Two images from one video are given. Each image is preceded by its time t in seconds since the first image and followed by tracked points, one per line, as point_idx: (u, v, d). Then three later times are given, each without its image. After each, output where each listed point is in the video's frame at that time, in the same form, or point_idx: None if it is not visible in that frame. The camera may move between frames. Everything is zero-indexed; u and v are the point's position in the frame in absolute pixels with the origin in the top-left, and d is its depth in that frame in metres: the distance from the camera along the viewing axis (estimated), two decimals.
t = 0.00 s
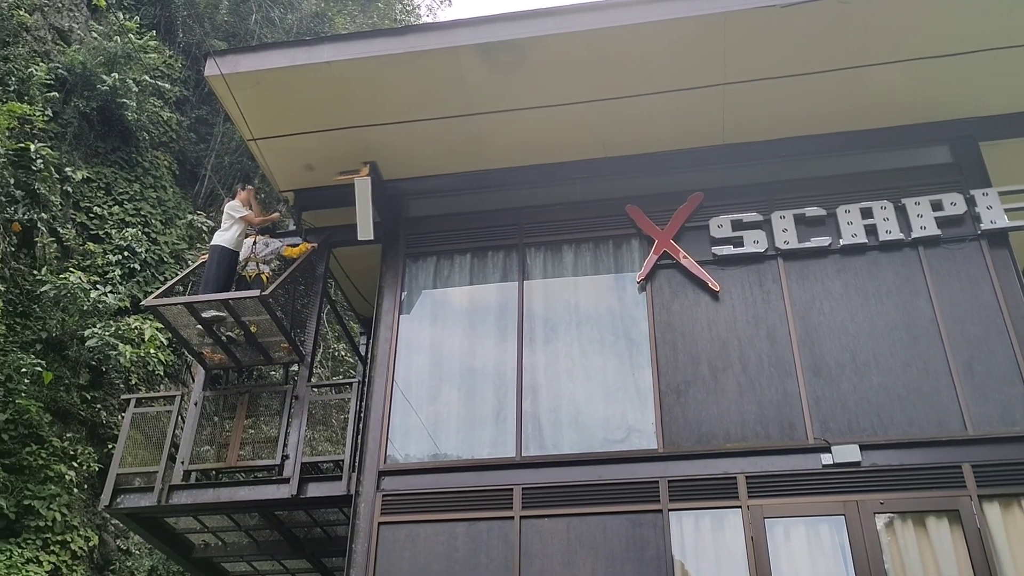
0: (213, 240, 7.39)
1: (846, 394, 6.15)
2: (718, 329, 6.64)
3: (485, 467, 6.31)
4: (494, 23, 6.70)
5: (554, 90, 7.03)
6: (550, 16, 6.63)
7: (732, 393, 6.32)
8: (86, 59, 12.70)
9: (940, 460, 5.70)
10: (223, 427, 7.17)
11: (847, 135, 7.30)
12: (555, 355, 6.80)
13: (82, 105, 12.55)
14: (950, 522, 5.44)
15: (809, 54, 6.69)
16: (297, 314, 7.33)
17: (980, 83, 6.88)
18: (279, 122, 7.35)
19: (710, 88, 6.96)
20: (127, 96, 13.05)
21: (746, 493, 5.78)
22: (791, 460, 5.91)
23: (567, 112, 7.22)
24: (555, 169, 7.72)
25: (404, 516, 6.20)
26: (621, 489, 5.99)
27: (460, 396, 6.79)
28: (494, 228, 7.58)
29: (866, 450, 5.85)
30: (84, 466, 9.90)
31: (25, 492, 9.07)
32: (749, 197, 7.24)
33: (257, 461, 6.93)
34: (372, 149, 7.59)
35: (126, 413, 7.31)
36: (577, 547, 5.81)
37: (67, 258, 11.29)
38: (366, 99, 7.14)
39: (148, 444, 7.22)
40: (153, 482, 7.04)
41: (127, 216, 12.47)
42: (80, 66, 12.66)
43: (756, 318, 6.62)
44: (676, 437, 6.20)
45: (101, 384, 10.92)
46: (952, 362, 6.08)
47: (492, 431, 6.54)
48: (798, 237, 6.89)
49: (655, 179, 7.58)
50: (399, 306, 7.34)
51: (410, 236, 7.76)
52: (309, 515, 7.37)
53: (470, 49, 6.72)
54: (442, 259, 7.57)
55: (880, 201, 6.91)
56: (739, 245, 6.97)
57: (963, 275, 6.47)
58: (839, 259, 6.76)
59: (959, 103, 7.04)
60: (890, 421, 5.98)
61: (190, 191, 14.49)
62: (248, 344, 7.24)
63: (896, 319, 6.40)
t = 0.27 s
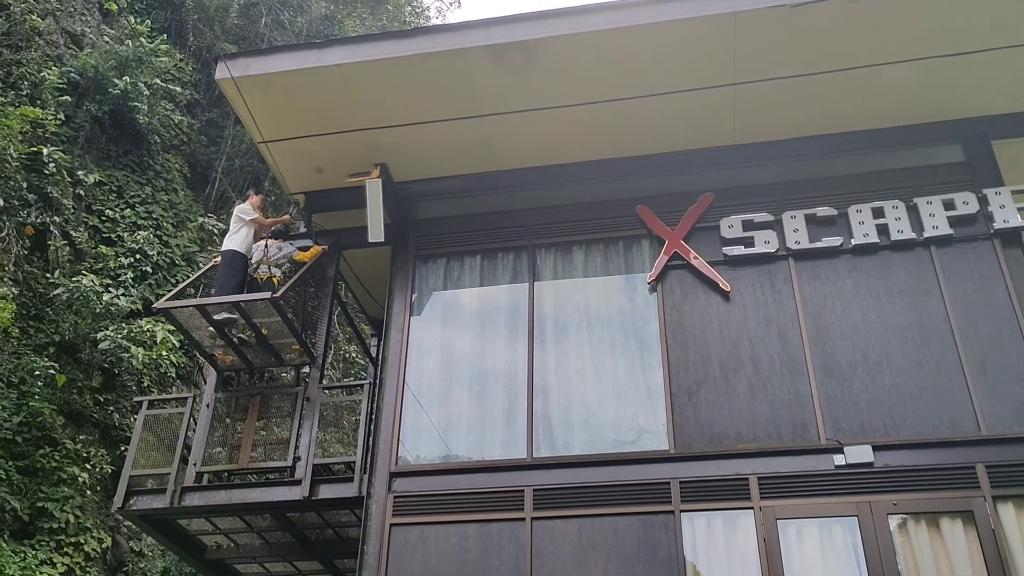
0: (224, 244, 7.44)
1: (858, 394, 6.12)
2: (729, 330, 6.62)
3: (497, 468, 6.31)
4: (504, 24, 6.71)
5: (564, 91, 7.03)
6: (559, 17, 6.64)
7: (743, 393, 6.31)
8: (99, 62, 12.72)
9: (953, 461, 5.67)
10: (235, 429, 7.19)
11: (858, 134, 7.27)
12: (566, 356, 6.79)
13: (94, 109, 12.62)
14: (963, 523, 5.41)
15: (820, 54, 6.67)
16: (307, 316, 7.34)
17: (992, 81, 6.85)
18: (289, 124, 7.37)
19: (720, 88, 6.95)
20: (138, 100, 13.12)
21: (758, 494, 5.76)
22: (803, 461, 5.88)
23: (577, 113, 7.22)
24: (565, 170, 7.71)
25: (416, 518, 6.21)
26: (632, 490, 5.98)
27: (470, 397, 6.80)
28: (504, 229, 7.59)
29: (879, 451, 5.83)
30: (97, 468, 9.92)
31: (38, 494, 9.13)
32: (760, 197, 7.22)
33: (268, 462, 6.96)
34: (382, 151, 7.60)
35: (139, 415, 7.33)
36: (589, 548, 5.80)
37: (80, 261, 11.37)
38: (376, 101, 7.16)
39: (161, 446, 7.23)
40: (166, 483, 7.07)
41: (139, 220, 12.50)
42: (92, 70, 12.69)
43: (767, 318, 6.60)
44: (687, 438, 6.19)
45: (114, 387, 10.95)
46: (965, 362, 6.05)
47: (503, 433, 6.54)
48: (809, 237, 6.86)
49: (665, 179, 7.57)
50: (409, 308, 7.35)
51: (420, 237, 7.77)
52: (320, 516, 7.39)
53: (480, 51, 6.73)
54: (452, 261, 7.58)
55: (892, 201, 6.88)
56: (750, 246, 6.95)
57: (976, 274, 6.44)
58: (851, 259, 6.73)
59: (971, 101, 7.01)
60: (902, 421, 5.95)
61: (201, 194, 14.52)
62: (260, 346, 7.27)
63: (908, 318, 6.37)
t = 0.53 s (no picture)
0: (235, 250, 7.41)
1: (866, 400, 6.11)
2: (737, 334, 6.61)
3: (504, 472, 6.31)
4: (512, 28, 6.72)
5: (571, 95, 7.04)
6: (568, 21, 6.64)
7: (751, 398, 6.29)
8: (108, 67, 12.75)
9: (961, 466, 5.65)
10: (242, 432, 7.20)
11: (866, 139, 7.26)
12: (573, 360, 6.79)
13: (103, 113, 12.67)
14: (972, 529, 5.39)
15: (828, 58, 6.66)
16: (315, 320, 7.35)
17: (1001, 86, 6.83)
18: (297, 128, 7.39)
19: (728, 92, 6.95)
20: (148, 103, 13.14)
21: (765, 500, 5.75)
22: (811, 466, 5.87)
23: (584, 117, 7.22)
24: (572, 174, 7.72)
25: (422, 521, 6.21)
26: (639, 495, 5.97)
27: (477, 401, 6.79)
28: (511, 233, 7.59)
29: (887, 457, 5.81)
30: (104, 471, 9.88)
31: (46, 496, 9.18)
32: (767, 201, 7.21)
33: (275, 466, 6.96)
34: (389, 155, 7.61)
35: (146, 418, 7.34)
36: (595, 553, 5.79)
37: (88, 264, 11.38)
38: (384, 105, 7.17)
39: (168, 448, 7.24)
40: (173, 486, 7.09)
41: (147, 223, 12.53)
42: (101, 74, 12.69)
43: (775, 323, 6.59)
44: (694, 442, 6.18)
45: (121, 390, 10.96)
46: (974, 368, 6.03)
47: (510, 437, 6.53)
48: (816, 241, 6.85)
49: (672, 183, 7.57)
50: (416, 311, 7.35)
51: (427, 241, 7.78)
52: (327, 520, 7.39)
53: (488, 55, 6.74)
54: (459, 264, 7.58)
55: (900, 206, 6.87)
56: (757, 250, 6.94)
57: (984, 279, 6.42)
58: (859, 263, 6.71)
59: (980, 106, 6.99)
60: (911, 427, 5.93)
61: (209, 197, 14.53)
62: (267, 349, 7.29)
63: (916, 323, 6.35)
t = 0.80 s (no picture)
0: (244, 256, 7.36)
1: (870, 409, 6.10)
2: (740, 342, 6.61)
3: (507, 479, 6.30)
4: (517, 35, 6.73)
5: (576, 102, 7.05)
6: (574, 28, 6.66)
7: (754, 406, 6.29)
8: (114, 71, 12.80)
9: (965, 477, 5.64)
10: (244, 437, 7.20)
11: (870, 148, 7.26)
12: (576, 367, 6.78)
13: (108, 117, 12.69)
14: (975, 540, 5.37)
15: (833, 67, 6.67)
16: (318, 325, 7.35)
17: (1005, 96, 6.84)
18: (302, 133, 7.40)
19: (732, 100, 6.96)
20: (153, 107, 13.13)
21: (769, 508, 5.73)
22: (814, 475, 5.86)
23: (589, 124, 7.23)
24: (577, 181, 7.72)
25: (425, 528, 6.19)
26: (642, 503, 5.96)
27: (480, 407, 6.79)
28: (514, 240, 7.59)
29: (890, 466, 5.80)
30: (107, 474, 9.89)
31: (48, 500, 9.15)
32: (771, 209, 7.21)
33: (277, 471, 6.95)
34: (394, 160, 7.62)
35: (148, 423, 7.34)
36: (597, 561, 5.77)
37: (92, 268, 11.35)
38: (389, 111, 7.18)
39: (170, 453, 7.24)
40: (175, 491, 7.09)
41: (151, 227, 12.54)
42: (108, 78, 12.79)
43: (778, 331, 6.59)
44: (697, 450, 6.17)
45: (124, 394, 10.93)
46: (978, 377, 6.02)
47: (513, 444, 6.52)
48: (821, 250, 6.85)
49: (676, 191, 7.57)
50: (420, 317, 7.35)
51: (430, 247, 7.78)
52: (329, 525, 7.38)
53: (493, 61, 6.75)
54: (463, 271, 7.58)
55: (904, 215, 6.87)
56: (761, 258, 6.94)
57: (989, 289, 6.42)
58: (863, 272, 6.71)
59: (985, 116, 7.00)
60: (915, 436, 5.92)
61: (213, 202, 14.55)
62: (270, 354, 7.29)
63: (920, 333, 6.35)
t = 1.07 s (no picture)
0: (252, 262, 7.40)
1: (874, 416, 6.09)
2: (744, 348, 6.61)
3: (510, 484, 6.29)
4: (522, 41, 6.74)
5: (580, 108, 7.06)
6: (579, 34, 6.67)
7: (758, 413, 6.28)
8: (119, 75, 12.85)
9: (970, 484, 5.63)
10: (247, 441, 7.19)
11: (874, 155, 7.27)
12: (579, 373, 6.78)
13: (113, 121, 12.71)
14: (979, 548, 5.36)
15: (837, 74, 6.68)
16: (321, 329, 7.35)
17: (1009, 103, 6.84)
18: (307, 138, 7.41)
19: (737, 106, 6.96)
20: (157, 112, 13.22)
21: (772, 515, 5.72)
22: (818, 482, 5.85)
23: (593, 130, 7.24)
24: (580, 187, 7.73)
25: (428, 533, 6.18)
26: (646, 509, 5.94)
27: (483, 412, 6.78)
28: (518, 245, 7.60)
29: (894, 474, 5.79)
30: (109, 478, 9.90)
31: (50, 503, 9.13)
32: (775, 215, 7.21)
33: (280, 475, 6.95)
34: (398, 165, 7.63)
35: (152, 426, 7.34)
36: (600, 567, 5.76)
37: (96, 272, 11.36)
38: (393, 116, 7.19)
39: (173, 457, 7.24)
40: (177, 495, 7.08)
41: (156, 231, 12.54)
42: (113, 82, 12.81)
43: (782, 337, 6.58)
44: (701, 456, 6.16)
45: (127, 398, 10.96)
46: (983, 385, 6.01)
47: (516, 450, 6.52)
48: (825, 256, 6.85)
49: (680, 197, 7.57)
50: (423, 322, 7.35)
51: (434, 252, 7.78)
52: (331, 530, 7.37)
53: (498, 67, 6.76)
54: (466, 276, 7.58)
55: (909, 222, 6.87)
56: (765, 265, 6.93)
57: (993, 296, 6.41)
58: (867, 279, 6.71)
59: (989, 123, 7.00)
60: (919, 444, 5.91)
61: (217, 206, 14.55)
62: (274, 358, 7.29)
63: (924, 340, 6.34)
